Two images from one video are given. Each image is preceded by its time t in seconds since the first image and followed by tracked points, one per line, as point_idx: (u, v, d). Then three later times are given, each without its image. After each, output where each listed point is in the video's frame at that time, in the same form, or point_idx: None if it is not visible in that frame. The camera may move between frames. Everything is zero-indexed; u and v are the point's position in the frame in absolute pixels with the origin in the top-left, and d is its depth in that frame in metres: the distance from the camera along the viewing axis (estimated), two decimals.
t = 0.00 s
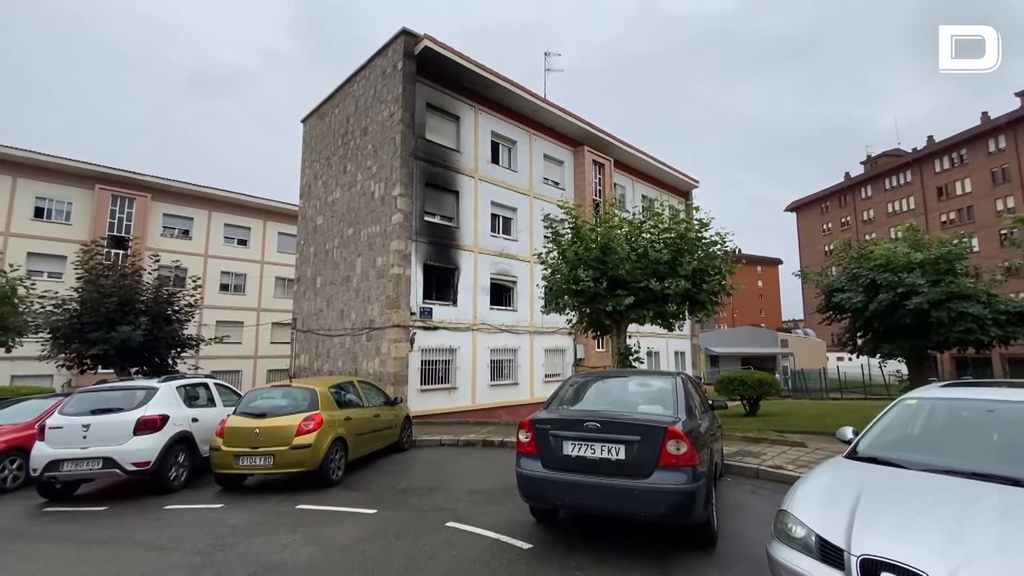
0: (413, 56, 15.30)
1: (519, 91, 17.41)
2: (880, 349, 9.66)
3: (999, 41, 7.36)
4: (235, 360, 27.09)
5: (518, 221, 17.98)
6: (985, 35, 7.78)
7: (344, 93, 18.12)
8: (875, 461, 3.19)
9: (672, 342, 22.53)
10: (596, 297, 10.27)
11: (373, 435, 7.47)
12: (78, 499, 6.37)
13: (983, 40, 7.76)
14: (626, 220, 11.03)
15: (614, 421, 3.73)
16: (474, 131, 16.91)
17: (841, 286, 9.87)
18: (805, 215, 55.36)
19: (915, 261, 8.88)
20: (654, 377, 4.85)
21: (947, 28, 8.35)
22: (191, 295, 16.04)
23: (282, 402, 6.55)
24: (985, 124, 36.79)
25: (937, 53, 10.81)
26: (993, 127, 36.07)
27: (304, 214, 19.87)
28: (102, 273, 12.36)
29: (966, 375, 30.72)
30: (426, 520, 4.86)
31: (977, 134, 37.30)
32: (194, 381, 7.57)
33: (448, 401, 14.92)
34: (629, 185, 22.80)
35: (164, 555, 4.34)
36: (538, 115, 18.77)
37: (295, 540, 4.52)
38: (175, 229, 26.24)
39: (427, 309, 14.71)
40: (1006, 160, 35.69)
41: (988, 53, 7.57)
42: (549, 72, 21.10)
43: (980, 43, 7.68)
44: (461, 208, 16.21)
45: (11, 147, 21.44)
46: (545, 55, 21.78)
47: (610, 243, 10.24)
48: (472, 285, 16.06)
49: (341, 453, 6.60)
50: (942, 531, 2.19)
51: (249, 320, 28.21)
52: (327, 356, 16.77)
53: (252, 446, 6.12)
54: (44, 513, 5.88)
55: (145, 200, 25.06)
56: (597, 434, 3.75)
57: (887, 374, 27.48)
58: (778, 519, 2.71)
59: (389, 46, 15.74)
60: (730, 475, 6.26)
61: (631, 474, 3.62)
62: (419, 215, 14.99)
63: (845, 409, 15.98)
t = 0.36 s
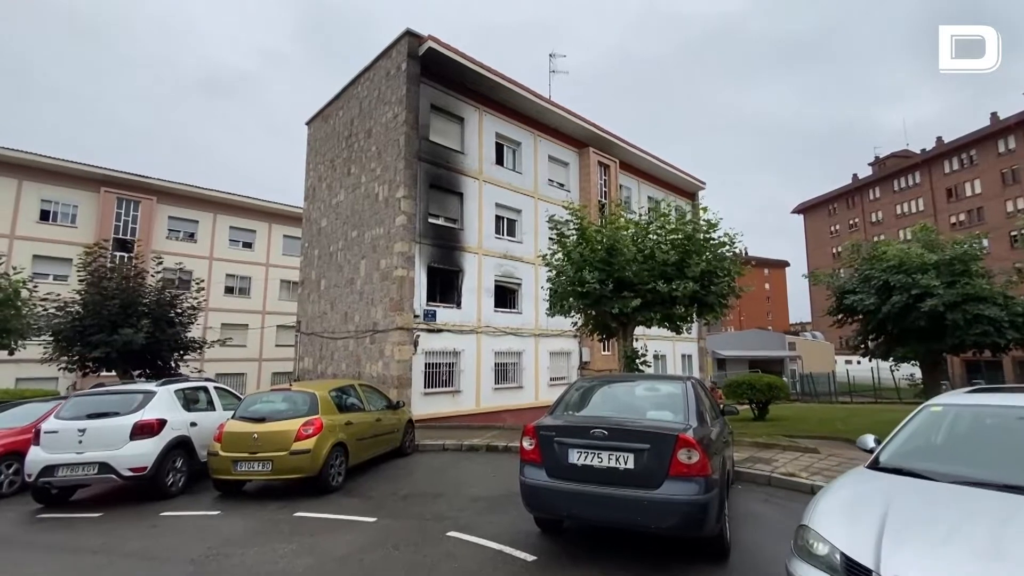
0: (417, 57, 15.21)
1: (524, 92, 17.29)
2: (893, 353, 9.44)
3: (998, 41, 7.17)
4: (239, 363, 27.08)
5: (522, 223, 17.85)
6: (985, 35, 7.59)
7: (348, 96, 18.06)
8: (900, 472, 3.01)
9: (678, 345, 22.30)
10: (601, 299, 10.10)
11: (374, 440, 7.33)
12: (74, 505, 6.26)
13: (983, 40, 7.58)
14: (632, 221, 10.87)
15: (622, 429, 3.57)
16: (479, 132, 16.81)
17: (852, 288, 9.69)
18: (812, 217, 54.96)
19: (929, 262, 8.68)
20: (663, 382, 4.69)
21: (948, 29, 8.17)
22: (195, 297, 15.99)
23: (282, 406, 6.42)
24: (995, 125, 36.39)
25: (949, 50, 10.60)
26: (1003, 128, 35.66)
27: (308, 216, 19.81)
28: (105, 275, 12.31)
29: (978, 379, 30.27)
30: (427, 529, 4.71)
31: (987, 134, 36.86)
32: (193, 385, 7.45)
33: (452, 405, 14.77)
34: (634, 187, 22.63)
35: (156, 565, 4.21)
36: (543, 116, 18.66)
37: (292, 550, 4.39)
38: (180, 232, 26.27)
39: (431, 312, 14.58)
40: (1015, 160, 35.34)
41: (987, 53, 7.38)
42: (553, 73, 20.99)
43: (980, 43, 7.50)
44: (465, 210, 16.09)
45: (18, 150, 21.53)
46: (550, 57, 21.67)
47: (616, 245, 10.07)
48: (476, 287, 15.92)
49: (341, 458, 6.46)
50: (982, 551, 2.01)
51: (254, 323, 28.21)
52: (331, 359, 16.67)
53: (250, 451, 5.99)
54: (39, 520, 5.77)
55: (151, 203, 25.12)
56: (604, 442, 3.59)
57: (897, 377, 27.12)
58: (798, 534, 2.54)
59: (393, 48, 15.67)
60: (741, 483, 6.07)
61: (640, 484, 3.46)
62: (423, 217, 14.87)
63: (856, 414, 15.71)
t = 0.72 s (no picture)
0: (421, 58, 15.13)
1: (528, 93, 17.17)
2: (907, 357, 9.21)
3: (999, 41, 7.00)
4: (244, 366, 27.06)
5: (527, 225, 17.71)
6: (986, 35, 7.40)
7: (353, 98, 18.00)
8: (930, 484, 2.81)
9: (685, 348, 22.06)
10: (607, 302, 9.94)
11: (376, 445, 7.18)
12: (71, 511, 6.14)
13: (983, 41, 7.39)
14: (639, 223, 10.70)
15: (630, 436, 3.41)
16: (483, 134, 16.71)
17: (865, 291, 9.49)
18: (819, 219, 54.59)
19: (944, 264, 8.47)
20: (672, 387, 4.53)
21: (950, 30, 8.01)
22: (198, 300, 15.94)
23: (281, 411, 6.28)
24: (1005, 126, 35.96)
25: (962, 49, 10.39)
26: (1013, 129, 35.23)
27: (312, 219, 19.75)
28: (108, 278, 12.26)
29: (991, 384, 29.80)
30: (428, 539, 4.56)
31: (997, 135, 36.45)
32: (192, 388, 7.34)
33: (455, 409, 14.61)
34: (640, 189, 22.45)
35: None
36: (548, 117, 18.54)
37: (288, 560, 4.24)
38: (185, 235, 26.30)
39: (434, 315, 14.45)
40: None
41: (986, 54, 7.19)
42: (559, 76, 20.88)
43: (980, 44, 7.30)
44: (470, 212, 15.98)
45: (25, 154, 21.62)
46: (555, 59, 21.59)
47: (623, 246, 9.91)
48: (481, 290, 15.78)
49: (341, 464, 6.31)
50: None
51: (258, 326, 28.19)
52: (334, 362, 16.56)
53: (248, 456, 5.86)
54: (33, 526, 5.66)
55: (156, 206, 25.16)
56: (612, 450, 3.43)
57: (908, 381, 26.76)
58: (822, 552, 2.37)
59: (397, 49, 15.60)
60: (752, 491, 5.88)
61: (650, 495, 3.29)
62: (426, 219, 14.76)
63: (867, 419, 15.42)
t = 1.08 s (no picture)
0: (427, 59, 15.03)
1: (535, 95, 17.04)
2: (925, 361, 8.96)
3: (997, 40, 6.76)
4: (249, 368, 26.99)
5: (533, 227, 17.54)
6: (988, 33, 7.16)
7: (358, 99, 17.93)
8: (974, 497, 2.61)
9: (693, 352, 21.81)
10: (616, 304, 9.73)
11: (378, 451, 6.99)
12: (66, 516, 5.99)
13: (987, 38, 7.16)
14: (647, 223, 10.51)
15: (645, 444, 3.22)
16: (489, 135, 16.58)
17: (881, 293, 9.27)
18: (827, 223, 54.17)
19: (963, 265, 8.25)
20: (687, 391, 4.33)
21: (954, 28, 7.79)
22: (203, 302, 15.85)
23: (282, 415, 6.12)
24: (1017, 128, 35.62)
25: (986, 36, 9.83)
26: None
27: (317, 221, 19.66)
28: (112, 279, 12.17)
29: (1005, 389, 29.36)
30: (431, 549, 4.37)
31: (1009, 137, 36.12)
32: (192, 391, 7.20)
33: (460, 412, 14.42)
34: (647, 191, 22.25)
35: None
36: (555, 119, 18.40)
37: (285, 571, 4.06)
38: (191, 237, 26.31)
39: (439, 317, 14.28)
40: None
41: (985, 51, 6.98)
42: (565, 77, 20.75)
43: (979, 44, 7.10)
44: (475, 214, 15.82)
45: (33, 156, 21.72)
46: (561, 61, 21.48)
47: (631, 247, 9.72)
48: (486, 292, 15.61)
49: (342, 470, 6.13)
50: None
51: (263, 328, 28.13)
52: (338, 365, 16.42)
53: (247, 461, 5.69)
54: (27, 532, 5.51)
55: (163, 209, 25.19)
56: (625, 459, 3.24)
57: (920, 386, 26.35)
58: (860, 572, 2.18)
59: (403, 50, 15.52)
60: (769, 501, 5.65)
61: (667, 507, 3.10)
62: (432, 220, 14.62)
63: (880, 425, 15.12)
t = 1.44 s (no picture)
0: (432, 59, 14.86)
1: (542, 95, 16.86)
2: (947, 366, 8.68)
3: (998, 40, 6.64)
4: (253, 371, 26.88)
5: (539, 229, 17.32)
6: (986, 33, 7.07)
7: (363, 100, 17.81)
8: None
9: (701, 356, 21.51)
10: (625, 307, 9.50)
11: (381, 458, 6.78)
12: (59, 525, 5.80)
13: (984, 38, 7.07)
14: (657, 224, 10.27)
15: (665, 456, 2.99)
16: (495, 137, 16.41)
17: (899, 296, 9.01)
18: (836, 226, 53.66)
19: (987, 267, 7.98)
20: (704, 399, 4.11)
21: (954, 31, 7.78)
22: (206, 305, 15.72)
23: (281, 420, 5.91)
24: None
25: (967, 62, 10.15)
26: None
27: (322, 223, 19.53)
28: (115, 281, 12.04)
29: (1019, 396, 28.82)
30: (434, 565, 4.15)
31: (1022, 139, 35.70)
32: (190, 396, 7.02)
33: (466, 417, 14.21)
34: (655, 193, 22.01)
35: None
36: (562, 120, 18.22)
37: None
38: (197, 240, 26.28)
39: (444, 321, 14.09)
40: None
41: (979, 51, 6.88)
42: (571, 79, 20.57)
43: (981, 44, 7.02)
44: (481, 216, 15.63)
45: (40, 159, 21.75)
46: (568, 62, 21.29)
47: (640, 249, 9.49)
48: (492, 295, 15.40)
49: (343, 478, 5.92)
50: None
51: (268, 331, 28.03)
52: (342, 368, 16.25)
53: (245, 469, 5.49)
54: (17, 542, 5.31)
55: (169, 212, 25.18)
56: (644, 473, 3.00)
57: (933, 392, 25.88)
58: None
59: (408, 51, 15.38)
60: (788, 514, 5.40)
61: (690, 526, 2.87)
62: (437, 222, 14.45)
63: (895, 432, 14.77)
